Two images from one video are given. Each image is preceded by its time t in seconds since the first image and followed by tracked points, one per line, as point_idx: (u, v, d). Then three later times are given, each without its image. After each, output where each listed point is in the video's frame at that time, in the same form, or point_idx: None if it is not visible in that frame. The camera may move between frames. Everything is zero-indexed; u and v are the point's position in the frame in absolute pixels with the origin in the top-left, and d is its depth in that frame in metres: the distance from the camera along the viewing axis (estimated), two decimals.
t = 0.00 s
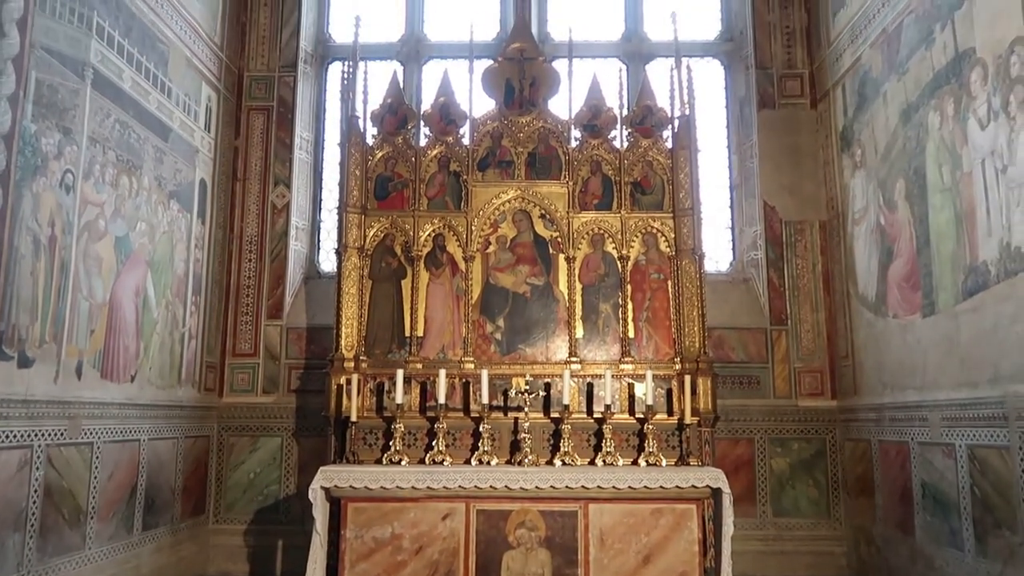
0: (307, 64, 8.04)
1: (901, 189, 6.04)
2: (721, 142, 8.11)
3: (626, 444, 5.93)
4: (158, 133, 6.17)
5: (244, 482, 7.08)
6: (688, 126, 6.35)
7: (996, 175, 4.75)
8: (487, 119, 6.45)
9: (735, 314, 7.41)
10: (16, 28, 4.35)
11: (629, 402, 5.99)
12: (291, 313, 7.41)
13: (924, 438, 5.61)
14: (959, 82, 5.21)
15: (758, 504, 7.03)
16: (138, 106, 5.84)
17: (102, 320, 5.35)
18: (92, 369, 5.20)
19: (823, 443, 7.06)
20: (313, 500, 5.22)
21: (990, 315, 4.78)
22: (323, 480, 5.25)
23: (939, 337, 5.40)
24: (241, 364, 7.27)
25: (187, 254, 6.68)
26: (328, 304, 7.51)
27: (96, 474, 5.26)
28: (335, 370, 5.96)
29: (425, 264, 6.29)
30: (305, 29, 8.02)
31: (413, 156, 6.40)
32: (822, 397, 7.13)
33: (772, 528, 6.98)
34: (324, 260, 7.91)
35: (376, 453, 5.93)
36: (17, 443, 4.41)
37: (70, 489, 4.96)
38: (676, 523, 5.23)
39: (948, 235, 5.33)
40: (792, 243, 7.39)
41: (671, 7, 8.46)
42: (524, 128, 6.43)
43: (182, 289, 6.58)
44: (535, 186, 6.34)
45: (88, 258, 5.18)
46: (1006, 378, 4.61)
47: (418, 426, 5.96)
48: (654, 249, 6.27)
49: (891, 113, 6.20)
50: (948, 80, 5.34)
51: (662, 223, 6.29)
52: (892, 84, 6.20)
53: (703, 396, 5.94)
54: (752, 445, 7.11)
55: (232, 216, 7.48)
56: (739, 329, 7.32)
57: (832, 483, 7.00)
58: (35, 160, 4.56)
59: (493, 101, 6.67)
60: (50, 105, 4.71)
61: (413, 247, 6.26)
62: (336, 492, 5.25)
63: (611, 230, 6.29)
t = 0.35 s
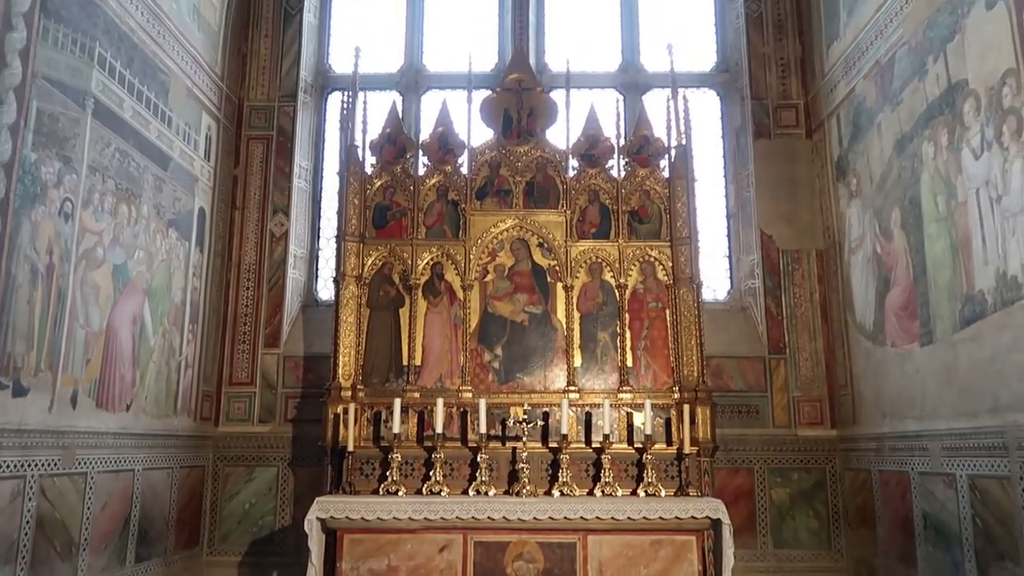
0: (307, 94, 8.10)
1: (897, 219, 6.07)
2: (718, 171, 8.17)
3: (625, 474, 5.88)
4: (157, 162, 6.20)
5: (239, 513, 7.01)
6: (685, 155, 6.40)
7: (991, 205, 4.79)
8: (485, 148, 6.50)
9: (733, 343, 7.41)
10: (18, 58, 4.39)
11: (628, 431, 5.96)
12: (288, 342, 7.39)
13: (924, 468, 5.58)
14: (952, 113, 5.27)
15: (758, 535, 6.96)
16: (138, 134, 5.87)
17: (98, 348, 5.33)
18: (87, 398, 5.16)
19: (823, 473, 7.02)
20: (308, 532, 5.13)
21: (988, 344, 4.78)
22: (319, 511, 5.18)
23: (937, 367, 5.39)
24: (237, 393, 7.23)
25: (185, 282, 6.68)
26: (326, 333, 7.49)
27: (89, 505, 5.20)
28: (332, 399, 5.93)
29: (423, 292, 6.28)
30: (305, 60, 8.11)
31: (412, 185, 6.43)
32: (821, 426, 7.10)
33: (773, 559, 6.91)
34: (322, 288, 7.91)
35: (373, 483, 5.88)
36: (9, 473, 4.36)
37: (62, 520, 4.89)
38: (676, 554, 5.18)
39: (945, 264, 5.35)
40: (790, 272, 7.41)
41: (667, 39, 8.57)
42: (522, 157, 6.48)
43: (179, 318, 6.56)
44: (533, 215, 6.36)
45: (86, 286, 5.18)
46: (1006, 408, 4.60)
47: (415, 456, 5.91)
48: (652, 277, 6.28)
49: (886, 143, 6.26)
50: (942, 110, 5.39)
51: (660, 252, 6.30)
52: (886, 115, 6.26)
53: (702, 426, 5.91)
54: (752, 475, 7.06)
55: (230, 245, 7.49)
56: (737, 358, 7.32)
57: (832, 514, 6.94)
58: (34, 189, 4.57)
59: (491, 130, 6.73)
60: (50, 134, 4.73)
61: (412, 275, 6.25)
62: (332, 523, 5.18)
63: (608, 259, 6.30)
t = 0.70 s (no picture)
0: (308, 128, 8.18)
1: (894, 251, 6.09)
2: (716, 203, 8.20)
3: (625, 507, 5.83)
4: (158, 194, 6.24)
5: (235, 547, 6.93)
6: (683, 188, 6.45)
7: (988, 237, 4.81)
8: (484, 181, 6.54)
9: (733, 375, 7.38)
10: (22, 92, 4.43)
11: (627, 464, 5.92)
12: (286, 374, 7.37)
13: (927, 501, 5.53)
14: (947, 146, 5.31)
15: (760, 569, 6.88)
16: (139, 167, 5.91)
17: (95, 380, 5.31)
18: (83, 431, 5.13)
19: (825, 506, 6.95)
20: (304, 567, 5.04)
21: (988, 376, 4.77)
22: (315, 546, 5.12)
23: (937, 399, 5.37)
24: (234, 426, 7.19)
25: (183, 314, 6.68)
26: (324, 365, 7.46)
27: (83, 539, 5.14)
28: (330, 432, 5.89)
29: (422, 324, 6.27)
30: (306, 94, 8.19)
31: (411, 217, 6.46)
32: (822, 459, 7.05)
33: None
34: (320, 320, 7.90)
35: (371, 517, 5.82)
36: (4, 507, 4.32)
37: (55, 555, 4.83)
38: None
39: (943, 296, 5.35)
40: (789, 303, 7.42)
41: (664, 73, 8.68)
42: (521, 190, 6.51)
43: (177, 350, 6.55)
44: (532, 247, 6.38)
45: (84, 318, 5.17)
46: (1007, 441, 4.57)
47: (413, 489, 5.86)
48: (651, 309, 6.28)
49: (882, 175, 6.30)
50: (937, 144, 5.44)
51: (659, 283, 6.31)
52: (881, 147, 6.32)
53: (702, 459, 5.87)
54: (753, 509, 6.99)
55: (229, 276, 7.50)
56: (737, 390, 7.29)
57: (835, 548, 6.86)
58: (35, 221, 4.59)
59: (490, 163, 6.78)
60: (53, 167, 4.77)
61: (410, 307, 6.25)
62: (329, 558, 5.11)
63: (607, 291, 6.30)
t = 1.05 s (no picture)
0: (308, 158, 8.24)
1: (892, 280, 6.10)
2: (713, 233, 8.22)
3: (625, 540, 5.77)
4: (158, 224, 6.26)
5: None
6: (681, 218, 6.48)
7: (985, 267, 4.82)
8: (483, 211, 6.57)
9: (732, 406, 7.35)
10: (25, 123, 4.47)
11: (627, 495, 5.87)
12: (284, 404, 7.33)
13: (930, 533, 5.48)
14: (943, 177, 5.35)
15: None
16: (140, 197, 5.94)
17: (92, 411, 5.28)
18: (78, 462, 5.09)
19: (827, 538, 6.88)
20: None
21: (988, 407, 4.76)
22: None
23: (939, 429, 5.34)
24: (231, 456, 7.13)
25: (181, 344, 6.66)
26: (322, 395, 7.43)
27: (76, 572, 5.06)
28: (327, 462, 5.85)
29: (421, 353, 6.26)
30: (307, 125, 8.26)
31: (410, 246, 6.47)
32: (823, 490, 6.99)
33: None
34: (319, 349, 7.86)
35: (368, 550, 5.75)
36: None
37: None
38: None
39: (942, 325, 5.35)
40: (788, 333, 7.41)
41: (662, 105, 8.77)
42: (519, 220, 6.54)
43: (174, 380, 6.52)
44: (530, 276, 6.39)
45: (82, 348, 5.16)
46: (1009, 472, 4.54)
47: (411, 521, 5.81)
48: (650, 338, 6.27)
49: (878, 206, 6.34)
50: (933, 174, 5.48)
51: (657, 313, 6.31)
52: (877, 178, 6.36)
53: (702, 489, 5.82)
54: (754, 541, 6.91)
55: (228, 306, 7.50)
56: (737, 420, 7.26)
57: None
58: (35, 251, 4.60)
59: (489, 193, 6.83)
60: (54, 197, 4.79)
61: (409, 336, 6.24)
62: None
63: (606, 320, 6.30)
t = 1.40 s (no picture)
0: (308, 184, 8.28)
1: (891, 306, 6.11)
2: (712, 259, 8.21)
3: (625, 569, 5.71)
4: (158, 250, 6.27)
5: None
6: (679, 244, 6.50)
7: (983, 294, 4.83)
8: (482, 237, 6.59)
9: (732, 433, 7.32)
10: (26, 150, 4.49)
11: (627, 523, 5.82)
12: (282, 430, 7.29)
13: (932, 563, 5.42)
14: (939, 204, 5.38)
15: None
16: (140, 223, 5.96)
17: (88, 438, 5.25)
18: (73, 490, 5.04)
19: (829, 567, 6.80)
20: None
21: (989, 434, 4.73)
22: None
23: (939, 457, 5.32)
24: (228, 484, 7.08)
25: (179, 370, 6.64)
26: (320, 421, 7.39)
27: None
28: (324, 490, 5.79)
29: (419, 380, 6.24)
30: (307, 152, 8.31)
31: (409, 273, 6.48)
32: (825, 518, 6.93)
33: None
34: (317, 376, 7.83)
35: None
36: None
37: None
38: None
39: (941, 352, 5.35)
40: (787, 360, 7.40)
41: (659, 132, 8.83)
42: (518, 246, 6.56)
43: (171, 406, 6.50)
44: (529, 302, 6.39)
45: (79, 375, 5.14)
46: (1011, 500, 4.51)
47: (408, 549, 5.76)
48: (649, 365, 6.26)
49: (876, 232, 6.36)
50: (929, 201, 5.51)
51: (656, 339, 6.30)
52: (874, 205, 6.40)
53: (702, 518, 5.76)
54: (755, 570, 6.84)
55: (226, 332, 7.48)
56: (736, 447, 7.22)
57: None
58: (34, 277, 4.61)
59: (488, 220, 6.86)
60: (54, 224, 4.80)
61: (407, 362, 6.22)
62: None
63: (605, 346, 6.29)
